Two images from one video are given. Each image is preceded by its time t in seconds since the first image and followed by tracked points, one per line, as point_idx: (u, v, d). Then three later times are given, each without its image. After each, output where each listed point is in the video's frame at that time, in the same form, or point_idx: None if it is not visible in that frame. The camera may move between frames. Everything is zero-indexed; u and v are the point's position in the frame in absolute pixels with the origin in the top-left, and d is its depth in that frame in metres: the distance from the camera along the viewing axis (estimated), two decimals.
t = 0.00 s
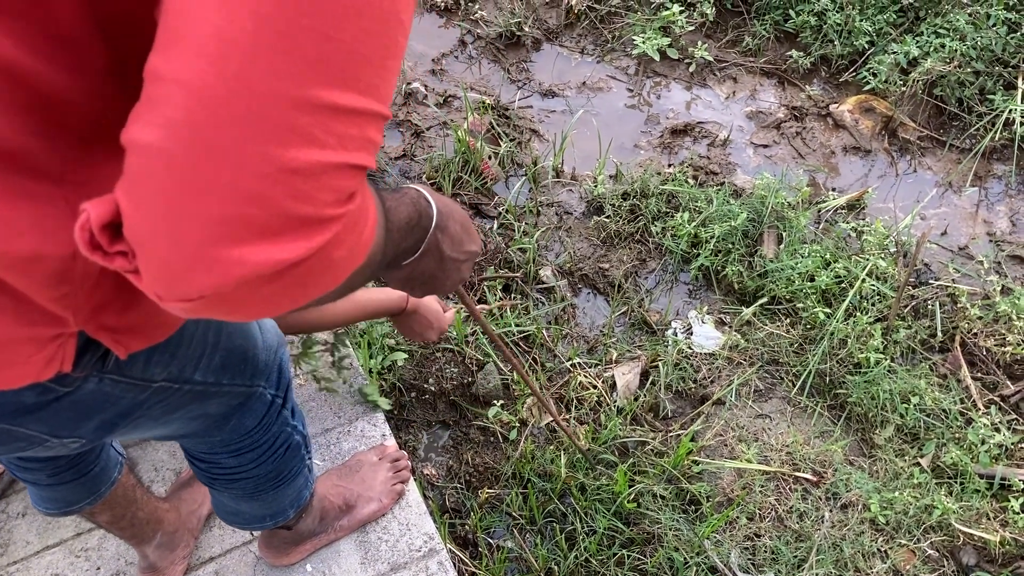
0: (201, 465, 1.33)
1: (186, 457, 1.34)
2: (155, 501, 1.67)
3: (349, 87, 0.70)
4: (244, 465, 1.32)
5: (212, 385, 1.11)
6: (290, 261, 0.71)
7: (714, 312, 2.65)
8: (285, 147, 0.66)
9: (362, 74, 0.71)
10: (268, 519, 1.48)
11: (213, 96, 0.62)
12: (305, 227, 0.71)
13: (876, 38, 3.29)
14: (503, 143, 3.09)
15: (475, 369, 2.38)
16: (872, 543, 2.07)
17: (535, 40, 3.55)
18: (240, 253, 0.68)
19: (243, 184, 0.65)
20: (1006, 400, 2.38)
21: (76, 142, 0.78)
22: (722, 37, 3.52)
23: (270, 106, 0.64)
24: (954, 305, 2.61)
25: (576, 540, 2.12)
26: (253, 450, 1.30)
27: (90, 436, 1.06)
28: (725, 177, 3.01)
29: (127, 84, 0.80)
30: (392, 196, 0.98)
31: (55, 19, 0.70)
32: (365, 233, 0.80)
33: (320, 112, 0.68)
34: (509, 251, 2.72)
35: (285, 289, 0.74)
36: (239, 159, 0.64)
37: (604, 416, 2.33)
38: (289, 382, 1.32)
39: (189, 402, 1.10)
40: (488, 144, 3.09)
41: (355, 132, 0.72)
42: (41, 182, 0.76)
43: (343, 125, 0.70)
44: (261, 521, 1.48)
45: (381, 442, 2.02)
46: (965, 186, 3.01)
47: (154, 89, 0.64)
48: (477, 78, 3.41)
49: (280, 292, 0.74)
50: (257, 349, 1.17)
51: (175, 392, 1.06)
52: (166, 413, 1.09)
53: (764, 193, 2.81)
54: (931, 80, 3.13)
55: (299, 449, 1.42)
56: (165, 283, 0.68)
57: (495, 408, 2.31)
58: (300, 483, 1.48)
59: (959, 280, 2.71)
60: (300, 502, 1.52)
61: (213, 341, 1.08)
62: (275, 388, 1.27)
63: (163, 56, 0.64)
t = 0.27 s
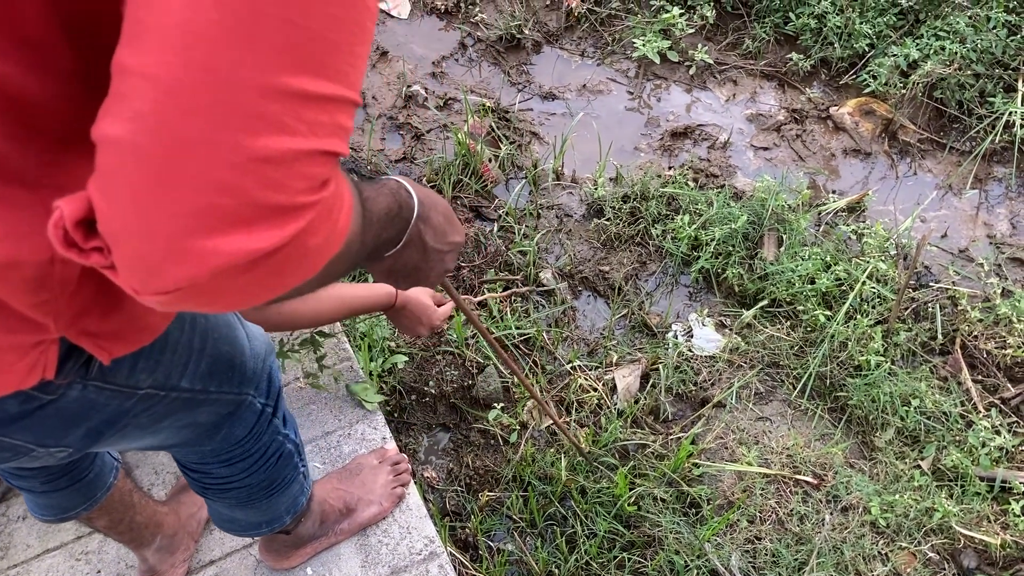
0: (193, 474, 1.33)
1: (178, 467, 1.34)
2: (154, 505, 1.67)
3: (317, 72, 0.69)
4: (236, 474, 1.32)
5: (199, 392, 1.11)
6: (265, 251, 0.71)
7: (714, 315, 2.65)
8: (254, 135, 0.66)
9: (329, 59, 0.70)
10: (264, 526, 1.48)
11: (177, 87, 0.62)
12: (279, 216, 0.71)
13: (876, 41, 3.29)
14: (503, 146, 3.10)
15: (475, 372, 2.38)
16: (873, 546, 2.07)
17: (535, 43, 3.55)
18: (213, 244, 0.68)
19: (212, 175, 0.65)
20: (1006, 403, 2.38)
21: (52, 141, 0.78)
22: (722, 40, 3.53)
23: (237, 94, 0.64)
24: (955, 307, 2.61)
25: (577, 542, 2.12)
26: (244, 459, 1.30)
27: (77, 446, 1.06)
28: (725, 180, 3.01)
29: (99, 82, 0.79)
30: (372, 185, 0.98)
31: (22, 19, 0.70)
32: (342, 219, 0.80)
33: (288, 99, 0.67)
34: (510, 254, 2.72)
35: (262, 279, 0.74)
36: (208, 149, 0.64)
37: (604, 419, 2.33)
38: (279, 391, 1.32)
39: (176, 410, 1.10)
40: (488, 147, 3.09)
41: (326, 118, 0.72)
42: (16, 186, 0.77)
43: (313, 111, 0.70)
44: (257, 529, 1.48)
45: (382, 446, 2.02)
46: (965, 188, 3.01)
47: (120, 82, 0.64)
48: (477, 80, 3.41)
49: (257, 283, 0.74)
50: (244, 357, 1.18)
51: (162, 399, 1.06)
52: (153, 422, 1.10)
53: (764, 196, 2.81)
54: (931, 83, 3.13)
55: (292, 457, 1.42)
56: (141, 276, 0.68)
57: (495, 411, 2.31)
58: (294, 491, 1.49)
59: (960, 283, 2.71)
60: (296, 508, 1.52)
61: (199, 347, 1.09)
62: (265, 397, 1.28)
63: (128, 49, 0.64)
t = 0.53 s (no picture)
0: (182, 475, 1.33)
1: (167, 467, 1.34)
2: (152, 505, 1.67)
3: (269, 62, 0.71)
4: (224, 475, 1.32)
5: (180, 390, 1.11)
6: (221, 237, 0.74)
7: (713, 316, 2.65)
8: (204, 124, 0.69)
9: (284, 48, 0.72)
10: (257, 527, 1.48)
11: (130, 79, 0.65)
12: (233, 203, 0.74)
13: (875, 43, 3.30)
14: (503, 147, 3.10)
15: (475, 373, 2.38)
16: (872, 546, 2.08)
17: (535, 45, 3.56)
18: (170, 231, 0.71)
19: (167, 164, 0.68)
20: (1006, 404, 2.38)
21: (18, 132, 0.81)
22: (721, 42, 3.53)
23: (189, 84, 0.67)
24: (954, 309, 2.61)
25: (576, 543, 2.13)
26: (231, 460, 1.30)
27: (54, 442, 1.06)
28: (724, 181, 3.02)
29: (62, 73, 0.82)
30: (341, 174, 0.99)
31: None
32: (301, 205, 0.83)
33: (239, 89, 0.70)
34: (509, 255, 2.72)
35: (222, 265, 0.77)
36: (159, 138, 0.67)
37: (604, 420, 2.33)
38: (266, 391, 1.32)
39: (157, 409, 1.10)
40: (488, 149, 3.10)
41: (281, 105, 0.74)
42: None
43: (268, 99, 0.73)
44: (251, 529, 1.48)
45: (382, 446, 2.02)
46: (965, 190, 3.02)
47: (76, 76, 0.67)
48: (477, 82, 3.42)
49: (214, 270, 0.77)
50: (227, 357, 1.18)
51: (140, 396, 1.07)
52: (134, 421, 1.10)
53: (763, 197, 2.81)
54: (931, 84, 3.14)
55: (281, 458, 1.41)
56: (101, 262, 0.72)
57: (495, 412, 2.31)
58: (286, 492, 1.48)
59: (959, 284, 2.72)
60: (289, 509, 1.52)
61: (178, 345, 1.09)
62: (251, 397, 1.27)
63: (83, 40, 0.67)
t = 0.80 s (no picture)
0: (175, 472, 1.34)
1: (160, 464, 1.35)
2: (153, 503, 1.68)
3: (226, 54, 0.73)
4: (215, 470, 1.33)
5: (163, 383, 1.12)
6: (181, 226, 0.75)
7: (714, 317, 2.66)
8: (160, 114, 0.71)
9: (242, 39, 0.74)
10: (253, 523, 1.49)
11: (88, 69, 0.68)
12: (193, 192, 0.75)
13: (875, 45, 3.31)
14: (503, 149, 3.11)
15: (475, 374, 2.39)
16: (872, 546, 2.08)
17: (535, 47, 3.56)
18: (128, 219, 0.73)
19: (125, 152, 0.70)
20: (1005, 404, 2.39)
21: None
22: (721, 44, 3.55)
23: (146, 74, 0.69)
24: (954, 309, 2.62)
25: (577, 543, 2.13)
26: (221, 456, 1.31)
27: (34, 433, 1.07)
28: (724, 183, 3.03)
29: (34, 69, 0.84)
30: (310, 164, 0.99)
31: None
32: (264, 195, 0.84)
33: (195, 80, 0.72)
34: (510, 256, 2.73)
35: (184, 255, 0.79)
36: (117, 128, 0.69)
37: (604, 421, 2.34)
38: (256, 387, 1.32)
39: (141, 402, 1.11)
40: (488, 150, 3.10)
41: (240, 96, 0.76)
42: None
43: (226, 90, 0.74)
44: (247, 526, 1.49)
45: (382, 446, 2.03)
46: (964, 192, 3.03)
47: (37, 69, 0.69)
48: (477, 84, 3.43)
49: (176, 259, 0.79)
50: (212, 351, 1.18)
51: (120, 388, 1.07)
52: (117, 415, 1.11)
53: (763, 199, 2.82)
54: (931, 86, 3.15)
55: (273, 455, 1.41)
56: (63, 249, 0.74)
57: (496, 412, 2.32)
58: (281, 488, 1.48)
59: (958, 285, 2.72)
60: (285, 506, 1.52)
61: (159, 337, 1.10)
62: (240, 393, 1.28)
63: (44, 33, 0.69)
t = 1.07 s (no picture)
0: (170, 473, 1.35)
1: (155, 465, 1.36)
2: (154, 503, 1.68)
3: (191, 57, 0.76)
4: (210, 471, 1.33)
5: (151, 384, 1.12)
6: (149, 224, 0.77)
7: (715, 319, 2.66)
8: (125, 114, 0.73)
9: (207, 41, 0.77)
10: (252, 523, 1.49)
11: (59, 72, 0.71)
12: (161, 191, 0.77)
13: (875, 48, 3.32)
14: (504, 151, 3.12)
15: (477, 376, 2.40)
16: (872, 548, 2.08)
17: (536, 49, 3.57)
18: (96, 218, 0.75)
19: (94, 151, 0.73)
20: (1006, 406, 2.39)
21: None
22: (722, 47, 3.55)
23: (113, 75, 0.72)
24: (954, 311, 2.62)
25: (578, 544, 2.14)
26: (215, 457, 1.31)
27: (22, 434, 1.07)
28: (725, 185, 3.03)
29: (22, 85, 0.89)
30: (286, 164, 0.99)
31: None
32: (234, 195, 0.85)
33: (160, 81, 0.74)
34: (511, 258, 2.73)
35: (154, 254, 0.80)
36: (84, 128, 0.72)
37: (605, 422, 2.34)
38: (250, 387, 1.32)
39: (130, 403, 1.12)
40: (489, 153, 3.11)
41: (208, 97, 0.78)
42: None
43: (192, 92, 0.77)
44: (245, 526, 1.49)
45: (383, 447, 2.03)
46: (965, 194, 3.03)
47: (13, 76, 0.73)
48: (478, 86, 3.44)
49: (147, 260, 0.80)
50: (202, 352, 1.18)
51: (108, 388, 1.08)
52: (107, 415, 1.11)
53: (764, 201, 2.82)
54: (931, 89, 3.16)
55: (268, 455, 1.41)
56: (37, 249, 0.76)
57: (497, 414, 2.32)
58: (278, 488, 1.48)
59: (959, 287, 2.73)
60: (284, 506, 1.53)
61: (146, 338, 1.10)
62: (233, 394, 1.28)
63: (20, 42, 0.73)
